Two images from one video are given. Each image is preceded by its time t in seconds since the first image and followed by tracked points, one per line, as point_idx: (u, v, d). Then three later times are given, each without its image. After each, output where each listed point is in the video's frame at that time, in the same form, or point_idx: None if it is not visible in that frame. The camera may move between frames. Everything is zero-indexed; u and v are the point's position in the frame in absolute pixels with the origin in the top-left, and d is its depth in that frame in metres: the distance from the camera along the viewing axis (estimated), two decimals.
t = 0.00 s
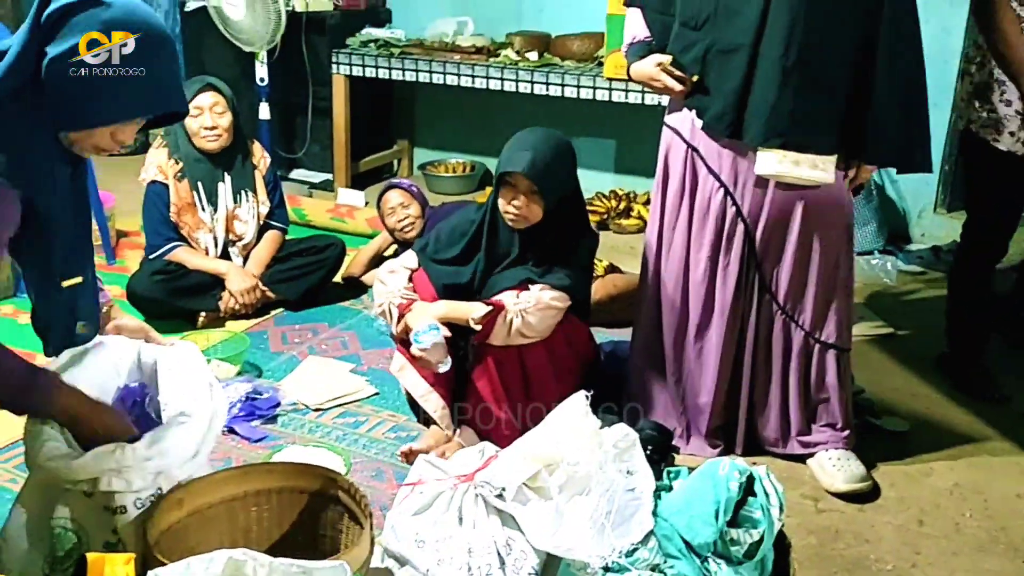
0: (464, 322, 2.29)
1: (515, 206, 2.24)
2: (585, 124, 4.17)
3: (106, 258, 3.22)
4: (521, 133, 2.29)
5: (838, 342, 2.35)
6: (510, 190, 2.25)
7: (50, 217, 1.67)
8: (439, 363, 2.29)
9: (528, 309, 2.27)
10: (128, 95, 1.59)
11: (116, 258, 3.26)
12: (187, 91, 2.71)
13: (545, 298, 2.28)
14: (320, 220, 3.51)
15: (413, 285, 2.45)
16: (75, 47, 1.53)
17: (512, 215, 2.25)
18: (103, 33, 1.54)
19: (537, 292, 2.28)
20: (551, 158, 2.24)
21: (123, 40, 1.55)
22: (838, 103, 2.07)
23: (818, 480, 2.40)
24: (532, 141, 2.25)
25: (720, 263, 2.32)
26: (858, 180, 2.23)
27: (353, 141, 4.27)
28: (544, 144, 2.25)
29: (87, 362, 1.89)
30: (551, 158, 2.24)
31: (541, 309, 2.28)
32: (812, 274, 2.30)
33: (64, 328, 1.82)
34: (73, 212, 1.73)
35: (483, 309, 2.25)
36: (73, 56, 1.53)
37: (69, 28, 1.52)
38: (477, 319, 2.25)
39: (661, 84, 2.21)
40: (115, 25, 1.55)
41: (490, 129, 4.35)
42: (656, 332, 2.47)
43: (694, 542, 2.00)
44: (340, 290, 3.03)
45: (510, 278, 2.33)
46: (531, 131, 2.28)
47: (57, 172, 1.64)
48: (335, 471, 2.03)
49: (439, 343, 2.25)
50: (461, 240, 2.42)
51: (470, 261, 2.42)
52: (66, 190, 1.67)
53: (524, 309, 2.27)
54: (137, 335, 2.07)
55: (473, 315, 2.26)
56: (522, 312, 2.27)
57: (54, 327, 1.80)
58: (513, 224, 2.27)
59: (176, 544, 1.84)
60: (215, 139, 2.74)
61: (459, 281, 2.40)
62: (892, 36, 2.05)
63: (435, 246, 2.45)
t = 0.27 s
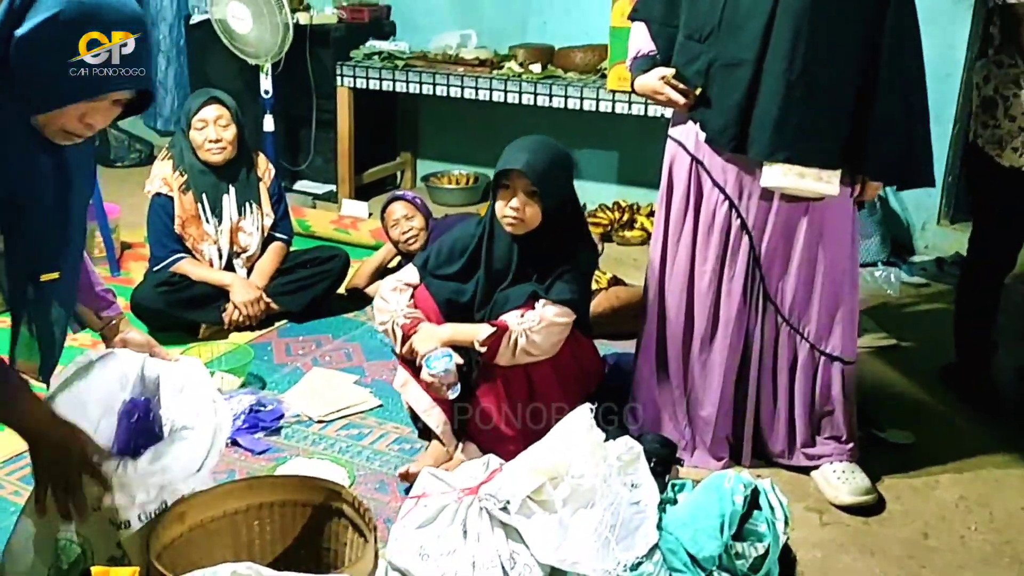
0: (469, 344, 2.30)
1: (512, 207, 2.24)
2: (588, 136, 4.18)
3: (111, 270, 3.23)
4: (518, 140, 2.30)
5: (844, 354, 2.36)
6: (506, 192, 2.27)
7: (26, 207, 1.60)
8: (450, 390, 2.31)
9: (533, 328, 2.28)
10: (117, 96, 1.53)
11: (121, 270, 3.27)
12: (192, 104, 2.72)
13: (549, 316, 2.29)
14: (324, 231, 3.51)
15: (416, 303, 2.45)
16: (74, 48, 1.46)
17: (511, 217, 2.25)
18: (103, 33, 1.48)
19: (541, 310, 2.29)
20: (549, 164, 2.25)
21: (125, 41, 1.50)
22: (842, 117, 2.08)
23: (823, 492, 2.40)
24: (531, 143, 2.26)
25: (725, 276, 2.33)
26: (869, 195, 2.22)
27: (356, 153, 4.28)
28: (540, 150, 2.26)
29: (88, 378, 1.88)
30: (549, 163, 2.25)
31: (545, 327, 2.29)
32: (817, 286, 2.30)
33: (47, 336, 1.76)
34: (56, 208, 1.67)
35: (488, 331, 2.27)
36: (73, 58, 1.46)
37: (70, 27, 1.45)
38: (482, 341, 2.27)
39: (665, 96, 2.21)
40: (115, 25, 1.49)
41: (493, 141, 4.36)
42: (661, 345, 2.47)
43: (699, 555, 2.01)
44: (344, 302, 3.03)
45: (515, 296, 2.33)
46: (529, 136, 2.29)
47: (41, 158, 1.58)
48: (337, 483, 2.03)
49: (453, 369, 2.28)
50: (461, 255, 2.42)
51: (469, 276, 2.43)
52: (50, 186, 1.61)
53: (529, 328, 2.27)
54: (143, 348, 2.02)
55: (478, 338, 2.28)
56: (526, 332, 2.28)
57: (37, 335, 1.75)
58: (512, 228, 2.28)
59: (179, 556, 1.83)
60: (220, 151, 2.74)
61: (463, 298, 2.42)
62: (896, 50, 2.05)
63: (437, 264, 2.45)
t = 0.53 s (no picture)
0: (475, 353, 2.32)
1: (511, 210, 2.25)
2: (594, 139, 4.18)
3: (119, 273, 3.24)
4: (521, 144, 2.31)
5: (850, 359, 2.35)
6: (505, 196, 2.28)
7: (15, 200, 1.50)
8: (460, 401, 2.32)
9: (538, 334, 2.29)
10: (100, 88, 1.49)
11: (129, 274, 3.28)
12: (201, 109, 2.73)
13: (553, 319, 2.30)
14: (331, 235, 3.52)
15: (423, 310, 2.45)
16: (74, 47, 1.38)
17: (508, 220, 2.26)
18: (103, 33, 1.41)
19: (545, 316, 2.30)
20: (550, 168, 2.26)
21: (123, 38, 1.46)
22: (847, 123, 2.08)
23: (829, 498, 2.40)
24: (534, 148, 2.28)
25: (731, 280, 2.33)
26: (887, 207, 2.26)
27: (363, 157, 4.28)
28: (541, 153, 2.27)
29: (66, 375, 1.81)
30: (550, 166, 2.26)
31: (551, 332, 2.30)
32: (823, 291, 2.31)
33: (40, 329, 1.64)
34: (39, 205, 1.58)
35: (493, 338, 2.29)
36: (73, 58, 1.38)
37: (71, 27, 1.37)
38: (488, 349, 2.29)
39: (672, 101, 2.22)
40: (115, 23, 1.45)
41: (500, 144, 4.36)
42: (667, 350, 2.47)
43: (705, 560, 2.00)
44: (350, 305, 3.04)
45: (522, 302, 2.35)
46: (532, 140, 2.30)
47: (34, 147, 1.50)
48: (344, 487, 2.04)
49: (462, 381, 2.29)
50: (467, 260, 2.44)
51: (473, 280, 2.44)
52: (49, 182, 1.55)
53: (534, 333, 2.29)
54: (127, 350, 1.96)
55: (484, 346, 2.30)
56: (532, 338, 2.29)
57: (35, 324, 1.62)
58: (509, 232, 2.28)
59: (185, 559, 1.84)
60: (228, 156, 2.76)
61: (470, 303, 2.43)
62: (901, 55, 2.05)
63: (444, 269, 2.45)
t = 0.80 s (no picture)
0: (482, 347, 2.35)
1: (515, 203, 2.27)
2: (607, 135, 4.18)
3: (135, 267, 3.27)
4: (527, 140, 2.34)
5: (870, 346, 2.34)
6: (511, 189, 2.30)
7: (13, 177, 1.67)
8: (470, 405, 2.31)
9: (541, 309, 2.28)
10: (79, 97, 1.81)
11: (144, 268, 3.31)
12: (216, 105, 2.75)
13: (555, 295, 2.29)
14: (345, 230, 3.54)
15: (437, 308, 2.47)
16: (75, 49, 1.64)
17: (513, 213, 2.28)
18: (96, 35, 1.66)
19: (548, 292, 2.30)
20: (557, 162, 2.28)
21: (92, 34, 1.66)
22: (860, 119, 2.07)
23: (842, 495, 2.39)
24: (542, 143, 2.30)
25: (744, 276, 2.33)
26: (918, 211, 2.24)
27: (377, 152, 4.30)
28: (549, 149, 2.30)
29: (39, 373, 1.85)
30: (558, 162, 2.28)
31: (556, 306, 2.29)
32: (839, 284, 2.30)
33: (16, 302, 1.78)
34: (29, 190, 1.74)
35: (493, 323, 2.34)
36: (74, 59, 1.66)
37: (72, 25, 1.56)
38: (491, 334, 2.33)
39: (684, 96, 2.21)
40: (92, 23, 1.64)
41: (513, 140, 4.37)
42: (679, 346, 2.47)
43: (715, 556, 2.00)
44: (363, 301, 3.05)
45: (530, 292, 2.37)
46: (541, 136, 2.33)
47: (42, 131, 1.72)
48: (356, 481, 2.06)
49: (473, 383, 2.28)
50: (478, 255, 2.45)
51: (483, 275, 2.46)
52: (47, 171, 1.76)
53: (534, 309, 2.28)
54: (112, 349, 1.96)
55: (487, 336, 2.34)
56: (536, 316, 2.28)
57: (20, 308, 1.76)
58: (514, 225, 2.30)
59: (200, 549, 1.87)
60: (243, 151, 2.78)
61: (484, 298, 2.45)
62: (915, 50, 2.05)
63: (459, 265, 2.47)
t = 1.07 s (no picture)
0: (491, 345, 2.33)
1: (524, 195, 2.28)
2: (620, 129, 4.17)
3: (148, 259, 3.28)
4: (535, 132, 2.34)
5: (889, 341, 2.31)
6: (520, 182, 2.31)
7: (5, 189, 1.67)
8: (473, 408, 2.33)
9: (550, 305, 2.29)
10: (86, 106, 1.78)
11: (158, 259, 3.32)
12: (229, 97, 2.76)
13: (563, 292, 2.30)
14: (357, 222, 3.55)
15: (448, 302, 2.47)
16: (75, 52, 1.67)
17: (522, 206, 2.29)
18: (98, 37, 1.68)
19: (555, 287, 2.31)
20: (566, 156, 2.29)
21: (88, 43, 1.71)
22: (875, 112, 2.07)
23: (854, 491, 2.39)
24: (551, 134, 2.31)
25: (756, 271, 2.33)
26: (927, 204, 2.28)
27: (390, 145, 4.30)
28: (558, 141, 2.31)
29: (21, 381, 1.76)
30: (566, 155, 2.29)
31: (564, 301, 2.30)
32: (854, 278, 2.29)
33: (3, 293, 1.78)
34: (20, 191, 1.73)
35: (501, 320, 2.32)
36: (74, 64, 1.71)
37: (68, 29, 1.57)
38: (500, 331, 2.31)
39: (697, 89, 2.20)
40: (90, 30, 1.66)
41: (526, 133, 4.36)
42: (689, 342, 2.46)
43: (725, 550, 2.03)
44: (375, 293, 3.06)
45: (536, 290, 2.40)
46: (548, 128, 2.34)
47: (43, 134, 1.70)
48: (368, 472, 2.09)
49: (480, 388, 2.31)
50: (487, 250, 2.47)
51: (492, 269, 2.47)
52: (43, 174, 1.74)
53: (542, 307, 2.29)
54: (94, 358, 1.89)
55: (497, 333, 2.33)
56: (544, 311, 2.29)
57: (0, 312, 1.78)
58: (522, 217, 2.31)
59: (214, 538, 1.91)
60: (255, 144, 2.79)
61: (494, 291, 2.45)
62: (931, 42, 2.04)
63: (467, 260, 2.47)
